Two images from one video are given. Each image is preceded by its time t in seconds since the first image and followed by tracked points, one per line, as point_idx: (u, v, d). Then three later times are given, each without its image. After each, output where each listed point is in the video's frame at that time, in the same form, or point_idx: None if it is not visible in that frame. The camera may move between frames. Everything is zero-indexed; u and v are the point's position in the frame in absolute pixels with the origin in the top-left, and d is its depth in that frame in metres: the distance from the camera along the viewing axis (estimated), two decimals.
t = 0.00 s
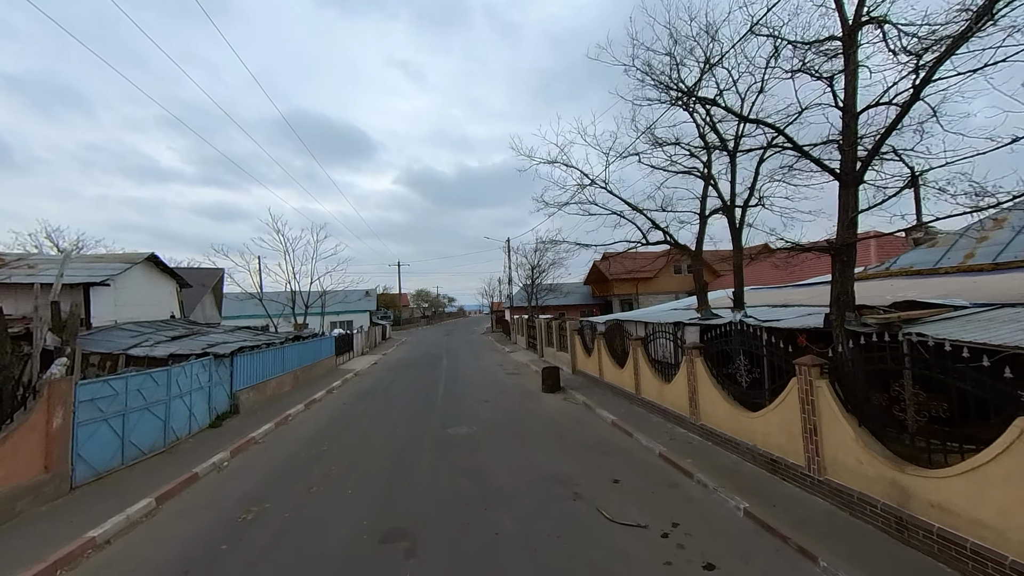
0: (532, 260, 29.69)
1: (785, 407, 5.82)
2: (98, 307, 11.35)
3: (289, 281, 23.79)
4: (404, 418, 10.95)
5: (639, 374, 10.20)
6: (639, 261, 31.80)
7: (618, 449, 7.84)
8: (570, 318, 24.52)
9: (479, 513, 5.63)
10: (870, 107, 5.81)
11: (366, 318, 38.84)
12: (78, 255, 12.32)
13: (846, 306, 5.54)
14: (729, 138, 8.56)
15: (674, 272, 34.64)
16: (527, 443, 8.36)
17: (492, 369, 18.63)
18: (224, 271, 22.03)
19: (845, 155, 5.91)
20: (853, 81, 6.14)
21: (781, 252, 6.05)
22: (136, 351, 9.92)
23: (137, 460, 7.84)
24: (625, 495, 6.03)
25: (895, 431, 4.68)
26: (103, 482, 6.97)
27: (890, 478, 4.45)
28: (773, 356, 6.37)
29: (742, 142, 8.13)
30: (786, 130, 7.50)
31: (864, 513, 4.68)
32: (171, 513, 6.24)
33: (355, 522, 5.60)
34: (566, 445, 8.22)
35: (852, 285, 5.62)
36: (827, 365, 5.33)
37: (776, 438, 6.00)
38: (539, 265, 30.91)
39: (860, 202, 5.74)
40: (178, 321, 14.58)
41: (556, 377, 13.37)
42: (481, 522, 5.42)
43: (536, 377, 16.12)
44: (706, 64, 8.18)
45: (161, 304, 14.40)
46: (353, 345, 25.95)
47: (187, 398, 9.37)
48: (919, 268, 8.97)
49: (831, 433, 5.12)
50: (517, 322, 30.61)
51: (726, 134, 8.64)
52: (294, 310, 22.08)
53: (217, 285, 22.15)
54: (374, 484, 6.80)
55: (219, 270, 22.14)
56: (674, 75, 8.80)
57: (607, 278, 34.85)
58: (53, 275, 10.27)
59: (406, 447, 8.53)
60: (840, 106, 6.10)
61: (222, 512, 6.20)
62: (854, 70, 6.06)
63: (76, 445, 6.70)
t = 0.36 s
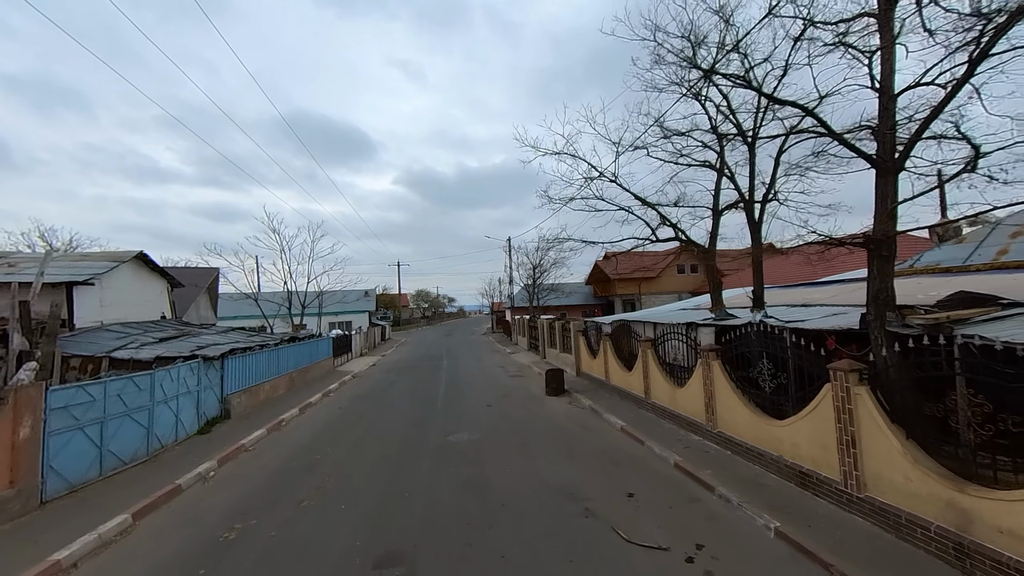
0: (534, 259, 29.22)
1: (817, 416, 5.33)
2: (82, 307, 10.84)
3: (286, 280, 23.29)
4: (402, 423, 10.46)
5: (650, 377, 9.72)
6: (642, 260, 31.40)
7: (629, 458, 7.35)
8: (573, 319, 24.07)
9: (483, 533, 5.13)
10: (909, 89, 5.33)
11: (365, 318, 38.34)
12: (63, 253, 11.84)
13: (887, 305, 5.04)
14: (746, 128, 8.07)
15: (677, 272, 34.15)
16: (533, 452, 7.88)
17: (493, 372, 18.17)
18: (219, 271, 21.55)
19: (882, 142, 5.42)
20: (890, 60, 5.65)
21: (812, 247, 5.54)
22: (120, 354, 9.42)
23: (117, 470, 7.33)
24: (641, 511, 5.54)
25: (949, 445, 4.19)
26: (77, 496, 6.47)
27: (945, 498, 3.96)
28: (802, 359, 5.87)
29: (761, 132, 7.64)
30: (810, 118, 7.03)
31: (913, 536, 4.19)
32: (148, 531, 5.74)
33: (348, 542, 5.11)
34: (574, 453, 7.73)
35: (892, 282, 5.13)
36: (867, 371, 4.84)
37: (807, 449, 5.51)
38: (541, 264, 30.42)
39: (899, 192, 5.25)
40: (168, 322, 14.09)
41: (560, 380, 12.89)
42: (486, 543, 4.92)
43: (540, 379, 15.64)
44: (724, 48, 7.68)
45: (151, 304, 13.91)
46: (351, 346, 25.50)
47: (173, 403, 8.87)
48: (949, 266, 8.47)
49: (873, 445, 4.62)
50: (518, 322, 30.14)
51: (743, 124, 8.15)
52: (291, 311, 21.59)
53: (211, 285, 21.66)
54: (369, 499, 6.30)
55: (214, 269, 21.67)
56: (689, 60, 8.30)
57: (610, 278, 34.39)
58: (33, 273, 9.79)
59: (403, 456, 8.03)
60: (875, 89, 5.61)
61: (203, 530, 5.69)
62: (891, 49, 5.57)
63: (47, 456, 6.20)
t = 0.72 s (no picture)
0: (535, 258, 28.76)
1: (857, 427, 4.83)
2: (66, 306, 10.35)
3: (283, 279, 22.78)
4: (400, 428, 9.97)
5: (662, 381, 9.23)
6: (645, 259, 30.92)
7: (644, 469, 6.85)
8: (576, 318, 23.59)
9: (489, 556, 4.63)
10: (958, 66, 4.82)
11: (364, 318, 37.84)
12: (48, 250, 11.36)
13: (936, 305, 4.53)
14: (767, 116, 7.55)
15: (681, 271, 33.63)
16: (539, 461, 7.39)
17: (495, 373, 17.69)
18: (214, 270, 21.08)
19: (928, 124, 4.90)
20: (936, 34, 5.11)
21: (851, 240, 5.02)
22: (103, 355, 8.93)
23: (95, 481, 6.84)
24: (663, 531, 5.04)
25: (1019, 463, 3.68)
26: (49, 510, 5.99)
27: (1017, 525, 3.47)
28: (836, 364, 5.36)
29: (784, 120, 7.14)
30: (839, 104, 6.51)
31: (977, 566, 3.70)
32: (122, 550, 5.25)
33: (340, 566, 4.62)
34: (584, 463, 7.24)
35: (941, 279, 4.64)
36: (917, 378, 4.34)
37: (843, 462, 5.02)
38: (543, 263, 29.93)
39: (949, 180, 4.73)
40: (159, 322, 13.62)
41: (566, 383, 12.38)
42: (492, 568, 4.42)
43: (543, 381, 15.16)
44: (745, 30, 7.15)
45: (140, 304, 13.44)
46: (350, 347, 25.06)
47: (158, 407, 8.38)
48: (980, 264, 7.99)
49: (927, 462, 4.12)
50: (519, 322, 29.63)
51: (763, 113, 7.64)
52: (288, 310, 21.10)
53: (206, 284, 21.17)
54: (365, 515, 5.80)
55: (209, 268, 21.19)
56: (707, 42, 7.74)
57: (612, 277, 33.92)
58: (13, 271, 9.32)
59: (402, 466, 7.53)
60: (919, 67, 5.10)
61: (182, 550, 5.19)
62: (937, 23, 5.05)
63: (16, 468, 5.70)
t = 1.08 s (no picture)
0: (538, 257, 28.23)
1: (902, 438, 4.35)
2: (49, 306, 9.90)
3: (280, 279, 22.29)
4: (399, 433, 9.50)
5: (674, 384, 8.75)
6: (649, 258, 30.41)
7: (660, 481, 6.35)
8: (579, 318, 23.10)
9: None
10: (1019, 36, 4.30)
11: (363, 319, 37.37)
12: (32, 248, 10.90)
13: (996, 303, 4.03)
14: (789, 102, 7.04)
15: (684, 270, 33.13)
16: (546, 472, 6.90)
17: (497, 375, 17.21)
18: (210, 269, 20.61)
19: (983, 102, 4.39)
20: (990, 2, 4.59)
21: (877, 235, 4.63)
22: (83, 358, 8.45)
23: (68, 494, 6.35)
24: (686, 552, 4.57)
25: None
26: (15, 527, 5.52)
27: None
28: (875, 369, 4.86)
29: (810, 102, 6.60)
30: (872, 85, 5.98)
31: None
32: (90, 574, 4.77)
33: None
34: (594, 474, 6.76)
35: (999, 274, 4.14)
36: (975, 385, 3.86)
37: (886, 477, 4.54)
38: (545, 262, 29.48)
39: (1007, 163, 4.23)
40: (150, 322, 13.16)
41: (571, 385, 11.91)
42: None
43: (547, 383, 14.69)
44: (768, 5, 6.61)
45: (130, 304, 12.98)
46: (349, 348, 24.58)
47: (140, 414, 7.89)
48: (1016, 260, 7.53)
49: (992, 481, 3.63)
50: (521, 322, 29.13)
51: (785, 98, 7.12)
52: (284, 311, 20.65)
53: (201, 284, 20.73)
54: (358, 534, 5.31)
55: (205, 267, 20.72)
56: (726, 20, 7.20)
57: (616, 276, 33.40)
58: None
59: (398, 477, 7.04)
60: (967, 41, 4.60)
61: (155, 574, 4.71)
62: None
63: None
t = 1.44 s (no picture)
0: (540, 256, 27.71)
1: (960, 453, 3.86)
2: (29, 306, 9.44)
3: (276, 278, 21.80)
4: (396, 440, 9.01)
5: (688, 388, 8.26)
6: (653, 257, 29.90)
7: (679, 494, 5.87)
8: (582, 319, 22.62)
9: None
10: None
11: (362, 319, 36.84)
12: (13, 245, 10.43)
13: None
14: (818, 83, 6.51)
15: (688, 270, 32.60)
16: (554, 484, 6.41)
17: (499, 377, 16.72)
18: (204, 268, 20.12)
19: None
20: None
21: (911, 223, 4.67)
22: (59, 361, 7.96)
23: (37, 509, 5.86)
24: None
25: None
26: None
27: None
28: (922, 373, 4.38)
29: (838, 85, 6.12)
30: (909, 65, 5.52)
31: None
32: None
33: None
34: (606, 486, 6.27)
35: None
36: None
37: (939, 496, 4.06)
38: (546, 262, 29.01)
39: None
40: (139, 323, 12.69)
41: (577, 388, 11.43)
42: None
43: (551, 386, 14.20)
44: None
45: (117, 304, 12.50)
46: (347, 348, 24.09)
47: (121, 420, 7.41)
48: None
49: None
50: (522, 322, 28.62)
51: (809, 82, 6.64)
52: (280, 311, 20.17)
53: (196, 283, 20.26)
54: (349, 556, 4.82)
55: (199, 266, 20.24)
56: None
57: (618, 275, 32.90)
58: None
59: (395, 489, 6.54)
60: None
61: None
62: None
63: None
